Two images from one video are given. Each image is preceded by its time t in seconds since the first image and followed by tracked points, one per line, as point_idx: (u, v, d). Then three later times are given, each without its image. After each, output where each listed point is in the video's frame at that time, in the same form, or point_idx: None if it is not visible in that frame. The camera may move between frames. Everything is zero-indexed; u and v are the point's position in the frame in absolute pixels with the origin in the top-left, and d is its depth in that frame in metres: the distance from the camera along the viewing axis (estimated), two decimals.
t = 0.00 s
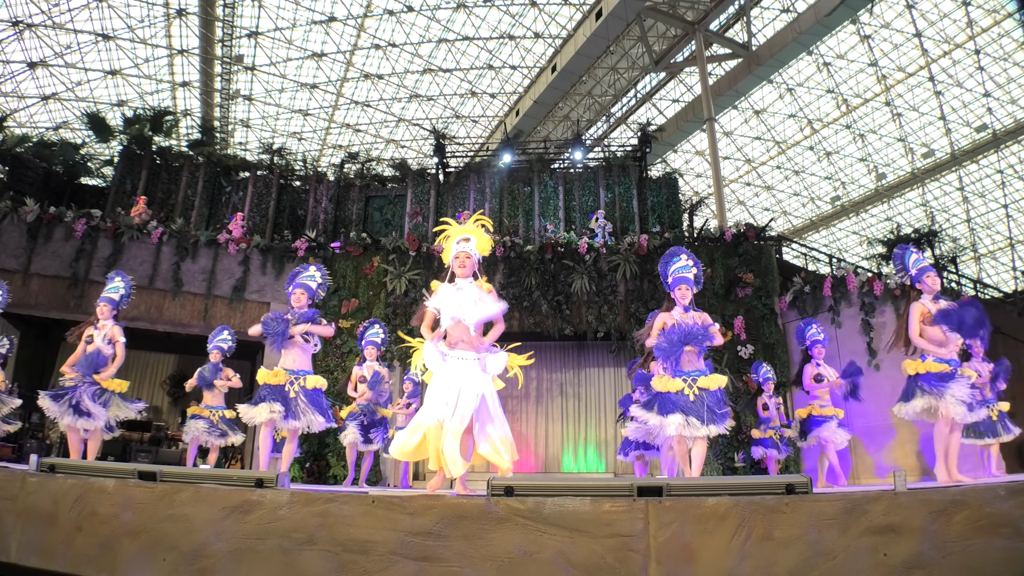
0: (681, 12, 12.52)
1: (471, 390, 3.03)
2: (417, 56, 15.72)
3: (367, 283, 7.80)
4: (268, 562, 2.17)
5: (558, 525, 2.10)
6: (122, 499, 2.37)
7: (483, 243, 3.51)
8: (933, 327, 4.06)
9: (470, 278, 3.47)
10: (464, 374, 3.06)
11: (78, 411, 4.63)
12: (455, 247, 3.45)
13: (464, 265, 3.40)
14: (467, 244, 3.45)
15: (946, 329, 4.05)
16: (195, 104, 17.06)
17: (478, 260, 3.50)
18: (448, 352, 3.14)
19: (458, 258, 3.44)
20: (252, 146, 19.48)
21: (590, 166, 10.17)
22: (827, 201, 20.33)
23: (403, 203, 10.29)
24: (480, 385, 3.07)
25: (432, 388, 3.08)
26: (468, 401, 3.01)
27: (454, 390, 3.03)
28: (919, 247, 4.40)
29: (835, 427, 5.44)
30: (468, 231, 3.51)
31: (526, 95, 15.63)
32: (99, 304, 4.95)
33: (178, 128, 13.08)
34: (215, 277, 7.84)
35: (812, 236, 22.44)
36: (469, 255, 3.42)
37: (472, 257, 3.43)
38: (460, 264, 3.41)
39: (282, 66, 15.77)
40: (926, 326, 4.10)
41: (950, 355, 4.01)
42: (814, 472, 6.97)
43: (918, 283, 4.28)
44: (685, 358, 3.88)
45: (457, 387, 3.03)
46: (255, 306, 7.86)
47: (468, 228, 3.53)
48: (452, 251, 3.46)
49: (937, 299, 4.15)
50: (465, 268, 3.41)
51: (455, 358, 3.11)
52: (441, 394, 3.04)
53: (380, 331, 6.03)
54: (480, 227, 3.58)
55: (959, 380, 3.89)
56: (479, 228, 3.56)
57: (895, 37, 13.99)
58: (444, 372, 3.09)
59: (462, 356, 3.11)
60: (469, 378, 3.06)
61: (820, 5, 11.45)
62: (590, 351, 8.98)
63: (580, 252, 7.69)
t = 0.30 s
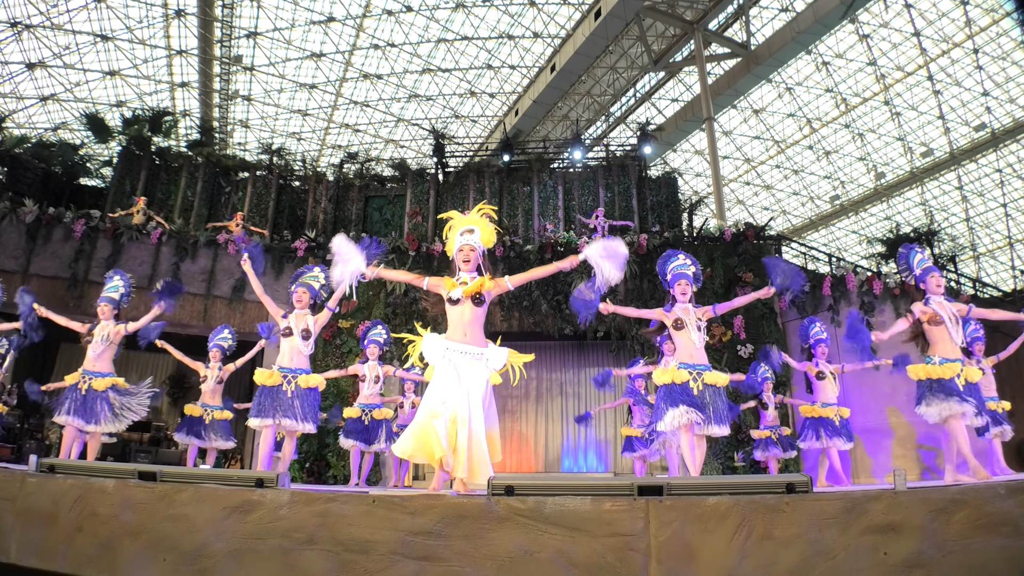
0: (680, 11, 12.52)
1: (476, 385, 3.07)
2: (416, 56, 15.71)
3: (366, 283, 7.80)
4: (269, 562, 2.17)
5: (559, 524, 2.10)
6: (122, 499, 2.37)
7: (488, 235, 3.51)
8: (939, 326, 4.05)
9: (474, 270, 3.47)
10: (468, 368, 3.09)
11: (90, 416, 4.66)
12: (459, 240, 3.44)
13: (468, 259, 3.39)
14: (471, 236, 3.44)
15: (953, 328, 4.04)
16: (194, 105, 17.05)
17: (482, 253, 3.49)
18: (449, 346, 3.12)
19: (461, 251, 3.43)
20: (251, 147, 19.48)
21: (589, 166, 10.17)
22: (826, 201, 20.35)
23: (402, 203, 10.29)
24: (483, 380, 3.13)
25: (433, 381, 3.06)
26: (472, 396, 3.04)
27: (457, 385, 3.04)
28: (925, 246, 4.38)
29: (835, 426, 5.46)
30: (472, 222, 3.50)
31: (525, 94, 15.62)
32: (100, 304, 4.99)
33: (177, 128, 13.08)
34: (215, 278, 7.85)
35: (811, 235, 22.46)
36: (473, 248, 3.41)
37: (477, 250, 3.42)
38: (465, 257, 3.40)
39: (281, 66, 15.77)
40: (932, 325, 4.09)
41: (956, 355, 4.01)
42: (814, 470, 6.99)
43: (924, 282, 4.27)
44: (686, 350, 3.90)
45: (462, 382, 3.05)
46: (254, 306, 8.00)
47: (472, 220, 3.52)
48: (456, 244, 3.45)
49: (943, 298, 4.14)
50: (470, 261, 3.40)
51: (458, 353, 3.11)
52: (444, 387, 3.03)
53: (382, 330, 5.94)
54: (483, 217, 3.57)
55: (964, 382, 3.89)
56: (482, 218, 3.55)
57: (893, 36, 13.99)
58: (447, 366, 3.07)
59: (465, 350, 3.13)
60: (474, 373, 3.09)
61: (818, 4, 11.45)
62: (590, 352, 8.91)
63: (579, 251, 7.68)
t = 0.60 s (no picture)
0: (679, 11, 12.54)
1: (474, 387, 3.06)
2: (415, 56, 15.71)
3: (366, 284, 7.80)
4: (270, 563, 2.17)
5: (560, 523, 2.10)
6: (123, 500, 2.37)
7: (487, 233, 3.51)
8: (940, 321, 4.05)
9: (475, 270, 3.47)
10: (465, 370, 3.08)
11: (94, 419, 4.70)
12: (459, 239, 3.43)
13: (468, 260, 3.40)
14: (470, 235, 3.43)
15: (954, 323, 4.03)
16: (193, 106, 17.05)
17: (482, 252, 3.48)
18: (448, 346, 3.13)
19: (461, 249, 3.41)
20: (251, 147, 19.48)
21: (588, 166, 10.18)
22: (825, 200, 20.37)
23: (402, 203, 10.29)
24: (482, 381, 3.12)
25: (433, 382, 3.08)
26: (470, 396, 3.03)
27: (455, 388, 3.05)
28: (924, 245, 4.37)
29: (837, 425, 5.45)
30: (470, 219, 3.49)
31: (525, 94, 15.62)
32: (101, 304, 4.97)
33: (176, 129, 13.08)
34: (214, 278, 7.85)
35: (811, 235, 22.47)
36: (473, 247, 3.40)
37: (476, 251, 3.41)
38: (465, 256, 3.40)
39: (280, 66, 15.76)
40: (934, 320, 4.09)
41: (958, 354, 3.99)
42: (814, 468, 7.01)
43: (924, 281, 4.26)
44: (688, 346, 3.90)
45: (459, 384, 3.05)
46: (255, 306, 7.92)
47: (471, 216, 3.50)
48: (455, 243, 3.44)
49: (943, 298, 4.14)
50: (470, 262, 3.40)
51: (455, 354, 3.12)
52: (443, 388, 3.03)
53: (382, 330, 5.98)
54: (482, 213, 3.56)
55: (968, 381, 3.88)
56: (480, 214, 3.54)
57: (892, 35, 14.00)
58: (445, 368, 3.07)
59: (463, 352, 3.12)
60: (471, 375, 3.09)
61: (817, 3, 11.44)
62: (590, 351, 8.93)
63: (579, 251, 7.68)
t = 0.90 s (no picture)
0: (680, 11, 12.52)
1: (476, 387, 3.05)
2: (416, 56, 15.71)
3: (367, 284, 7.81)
4: (272, 563, 2.17)
5: (562, 523, 2.10)
6: (124, 500, 2.37)
7: (489, 233, 3.51)
8: (941, 320, 4.05)
9: (477, 271, 3.47)
10: (468, 370, 3.08)
11: (96, 419, 4.72)
12: (461, 240, 3.42)
13: (469, 262, 3.39)
14: (472, 236, 3.43)
15: (954, 322, 4.03)
16: (194, 106, 17.06)
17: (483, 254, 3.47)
18: (450, 348, 3.13)
19: (463, 251, 3.41)
20: (251, 147, 19.49)
21: (589, 165, 10.18)
22: (826, 199, 20.36)
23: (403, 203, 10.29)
24: (484, 381, 3.11)
25: (436, 384, 3.07)
26: (473, 398, 3.03)
27: (458, 388, 3.05)
28: (927, 243, 4.35)
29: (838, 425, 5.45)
30: (472, 219, 3.48)
31: (525, 94, 15.62)
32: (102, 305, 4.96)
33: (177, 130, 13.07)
34: (215, 279, 7.86)
35: (811, 234, 22.46)
36: (475, 248, 3.40)
37: (478, 253, 3.41)
38: (467, 257, 3.40)
39: (281, 66, 15.77)
40: (934, 319, 4.09)
41: (959, 354, 3.98)
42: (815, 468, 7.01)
43: (925, 280, 4.25)
44: (689, 348, 3.89)
45: (462, 384, 3.05)
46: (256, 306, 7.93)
47: (472, 216, 3.49)
48: (459, 244, 3.43)
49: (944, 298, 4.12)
50: (472, 264, 3.39)
51: (458, 356, 3.11)
52: (445, 390, 3.03)
53: (381, 330, 5.96)
54: (484, 213, 3.55)
55: (968, 381, 3.87)
56: (482, 214, 3.53)
57: (893, 34, 13.99)
58: (447, 369, 3.07)
59: (465, 353, 3.12)
60: (474, 375, 3.08)
61: (818, 2, 11.42)
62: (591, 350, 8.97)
63: (580, 251, 7.68)
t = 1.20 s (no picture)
0: (680, 10, 12.51)
1: (479, 387, 3.06)
2: (417, 55, 15.71)
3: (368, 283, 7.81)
4: (273, 562, 2.17)
5: (563, 522, 2.10)
6: (126, 499, 2.37)
7: (491, 234, 3.50)
8: (941, 320, 4.05)
9: (478, 272, 3.46)
10: (470, 370, 3.08)
11: (97, 418, 4.73)
12: (462, 240, 3.42)
13: (471, 262, 3.39)
14: (473, 236, 3.42)
15: (954, 321, 4.03)
16: (195, 105, 17.06)
17: (485, 254, 3.47)
18: (453, 348, 3.14)
19: (465, 252, 3.41)
20: (252, 147, 19.50)
21: (590, 165, 10.19)
22: (827, 198, 20.36)
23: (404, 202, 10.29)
24: (486, 381, 3.11)
25: (438, 385, 3.07)
26: (475, 398, 3.03)
27: (461, 387, 3.04)
28: (928, 243, 4.35)
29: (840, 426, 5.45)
30: (473, 219, 3.47)
31: (526, 93, 15.61)
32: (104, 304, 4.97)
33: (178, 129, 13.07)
34: (217, 278, 7.86)
35: (813, 233, 22.46)
36: (477, 250, 3.40)
37: (479, 253, 3.41)
38: (469, 258, 3.39)
39: (282, 66, 15.77)
40: (934, 318, 4.09)
41: (959, 354, 3.98)
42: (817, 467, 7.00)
43: (926, 281, 4.25)
44: (690, 347, 3.89)
45: (464, 384, 3.05)
46: (257, 305, 7.95)
47: (473, 217, 3.48)
48: (460, 245, 3.43)
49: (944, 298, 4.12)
50: (473, 264, 3.39)
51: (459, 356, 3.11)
52: (447, 390, 3.03)
53: (380, 330, 5.95)
54: (485, 213, 3.55)
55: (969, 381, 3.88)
56: (483, 215, 3.53)
57: (894, 33, 13.97)
58: (449, 368, 3.07)
59: (466, 352, 3.13)
60: (476, 375, 3.09)
61: (819, 1, 11.39)
62: (591, 349, 9.01)
63: (581, 250, 7.67)
